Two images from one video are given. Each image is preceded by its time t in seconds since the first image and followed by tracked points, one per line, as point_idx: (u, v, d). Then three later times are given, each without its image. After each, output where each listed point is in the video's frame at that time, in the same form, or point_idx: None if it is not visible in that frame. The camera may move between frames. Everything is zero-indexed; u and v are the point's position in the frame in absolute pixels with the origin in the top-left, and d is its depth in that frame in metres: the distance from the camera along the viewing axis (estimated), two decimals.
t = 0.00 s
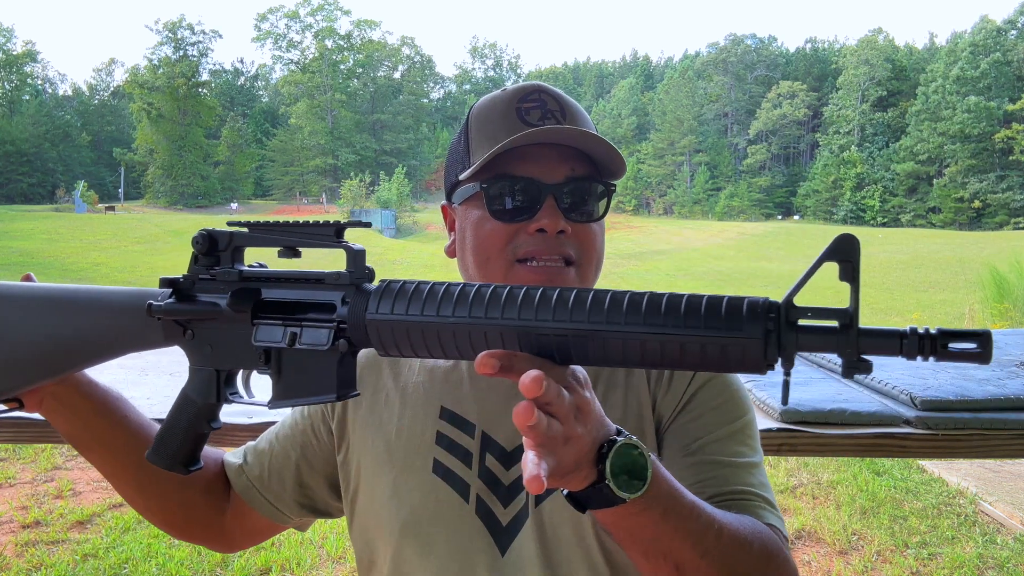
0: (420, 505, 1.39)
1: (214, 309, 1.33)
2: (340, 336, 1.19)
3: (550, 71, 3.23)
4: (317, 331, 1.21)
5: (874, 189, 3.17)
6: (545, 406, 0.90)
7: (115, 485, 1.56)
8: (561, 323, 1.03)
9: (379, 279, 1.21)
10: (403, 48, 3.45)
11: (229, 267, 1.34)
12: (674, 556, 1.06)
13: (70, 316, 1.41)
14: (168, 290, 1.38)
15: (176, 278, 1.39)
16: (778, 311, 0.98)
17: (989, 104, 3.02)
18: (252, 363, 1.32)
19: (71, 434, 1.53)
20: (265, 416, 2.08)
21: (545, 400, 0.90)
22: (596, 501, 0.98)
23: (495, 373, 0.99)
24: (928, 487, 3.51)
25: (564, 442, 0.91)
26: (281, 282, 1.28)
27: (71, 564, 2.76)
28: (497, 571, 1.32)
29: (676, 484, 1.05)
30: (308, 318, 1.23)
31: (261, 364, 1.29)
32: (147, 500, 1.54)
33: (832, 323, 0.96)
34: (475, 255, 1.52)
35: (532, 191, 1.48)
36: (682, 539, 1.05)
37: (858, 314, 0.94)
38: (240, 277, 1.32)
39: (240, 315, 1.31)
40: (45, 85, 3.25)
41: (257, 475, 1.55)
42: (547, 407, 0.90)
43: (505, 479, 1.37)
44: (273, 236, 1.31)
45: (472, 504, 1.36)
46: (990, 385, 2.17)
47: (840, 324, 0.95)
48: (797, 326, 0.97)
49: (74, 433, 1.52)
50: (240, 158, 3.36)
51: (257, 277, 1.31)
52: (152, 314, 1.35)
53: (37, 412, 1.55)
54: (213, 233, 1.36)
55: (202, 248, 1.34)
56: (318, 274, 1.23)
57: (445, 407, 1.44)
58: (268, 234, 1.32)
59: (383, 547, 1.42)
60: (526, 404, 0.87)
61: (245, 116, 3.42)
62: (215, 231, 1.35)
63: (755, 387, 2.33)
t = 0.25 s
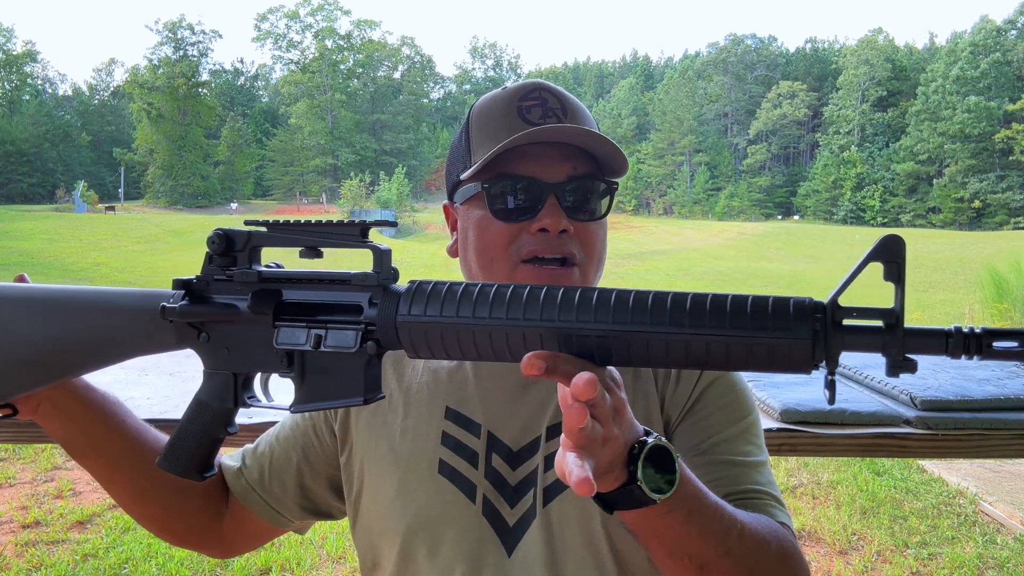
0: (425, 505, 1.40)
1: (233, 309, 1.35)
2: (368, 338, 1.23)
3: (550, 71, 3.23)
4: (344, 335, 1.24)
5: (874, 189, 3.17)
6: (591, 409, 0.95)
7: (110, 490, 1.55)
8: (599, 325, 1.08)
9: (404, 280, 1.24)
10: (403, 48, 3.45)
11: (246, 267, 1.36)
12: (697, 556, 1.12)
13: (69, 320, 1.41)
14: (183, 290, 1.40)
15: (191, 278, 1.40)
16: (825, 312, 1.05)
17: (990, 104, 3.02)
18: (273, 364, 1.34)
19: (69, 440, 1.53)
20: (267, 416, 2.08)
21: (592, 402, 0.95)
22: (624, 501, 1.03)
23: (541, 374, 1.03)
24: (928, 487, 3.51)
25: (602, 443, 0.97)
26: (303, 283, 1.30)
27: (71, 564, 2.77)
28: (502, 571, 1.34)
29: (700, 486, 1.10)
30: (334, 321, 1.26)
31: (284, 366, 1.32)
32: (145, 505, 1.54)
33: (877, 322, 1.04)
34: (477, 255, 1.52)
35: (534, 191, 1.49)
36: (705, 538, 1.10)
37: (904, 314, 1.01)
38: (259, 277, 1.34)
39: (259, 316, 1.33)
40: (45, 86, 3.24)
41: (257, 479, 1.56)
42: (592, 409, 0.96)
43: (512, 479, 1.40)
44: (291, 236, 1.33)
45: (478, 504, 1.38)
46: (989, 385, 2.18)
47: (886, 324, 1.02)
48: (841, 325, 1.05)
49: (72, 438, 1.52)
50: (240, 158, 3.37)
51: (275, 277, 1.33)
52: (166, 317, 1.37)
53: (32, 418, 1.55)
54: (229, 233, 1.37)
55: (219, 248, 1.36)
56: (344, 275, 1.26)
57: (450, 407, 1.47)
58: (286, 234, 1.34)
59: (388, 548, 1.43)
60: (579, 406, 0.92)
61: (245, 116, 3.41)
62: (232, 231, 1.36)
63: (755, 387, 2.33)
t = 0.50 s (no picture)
0: (433, 506, 1.44)
1: (254, 309, 1.34)
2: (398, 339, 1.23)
3: (550, 71, 3.23)
4: (374, 336, 1.25)
5: (874, 189, 3.17)
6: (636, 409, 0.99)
7: (108, 496, 1.55)
8: (641, 325, 1.09)
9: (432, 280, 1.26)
10: (404, 48, 3.45)
11: (267, 267, 1.35)
12: (719, 555, 1.18)
13: (69, 325, 1.39)
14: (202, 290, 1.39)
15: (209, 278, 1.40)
16: (866, 310, 1.08)
17: (990, 104, 3.03)
18: (296, 365, 1.33)
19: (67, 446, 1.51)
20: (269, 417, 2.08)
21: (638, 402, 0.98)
22: (649, 501, 1.08)
23: (584, 372, 1.03)
24: (928, 487, 3.51)
25: (638, 442, 1.02)
26: (328, 284, 1.31)
27: (71, 564, 2.77)
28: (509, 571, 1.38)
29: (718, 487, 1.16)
30: (362, 322, 1.27)
31: (307, 368, 1.31)
32: (145, 511, 1.53)
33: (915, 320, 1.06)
34: (480, 256, 1.52)
35: (536, 190, 1.49)
36: (726, 538, 1.17)
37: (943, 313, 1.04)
38: (281, 277, 1.34)
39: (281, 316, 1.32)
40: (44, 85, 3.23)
41: (259, 484, 1.58)
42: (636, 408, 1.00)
43: (518, 479, 1.45)
44: (313, 235, 1.32)
45: (487, 505, 1.42)
46: (989, 385, 2.18)
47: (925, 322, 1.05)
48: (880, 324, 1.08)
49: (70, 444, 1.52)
50: (239, 158, 3.36)
51: (298, 278, 1.33)
52: (185, 318, 1.36)
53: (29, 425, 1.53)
54: (249, 232, 1.36)
55: (239, 248, 1.35)
56: (372, 275, 1.27)
57: (455, 408, 1.52)
58: (308, 234, 1.33)
59: (396, 549, 1.47)
60: (627, 404, 0.96)
61: (245, 116, 3.40)
62: (252, 230, 1.35)
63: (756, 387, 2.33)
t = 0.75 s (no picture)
0: (438, 507, 1.46)
1: (279, 308, 1.33)
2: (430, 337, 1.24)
3: (550, 71, 3.23)
4: (405, 335, 1.25)
5: (874, 189, 3.17)
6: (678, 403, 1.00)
7: (110, 502, 1.55)
8: (679, 321, 1.11)
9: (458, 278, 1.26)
10: (403, 48, 3.45)
11: (291, 266, 1.34)
12: (739, 553, 1.21)
13: (69, 328, 1.39)
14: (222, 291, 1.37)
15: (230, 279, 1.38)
16: (900, 304, 1.11)
17: (990, 104, 3.03)
18: (322, 367, 1.32)
19: (70, 451, 1.51)
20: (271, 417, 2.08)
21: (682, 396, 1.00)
22: (672, 497, 1.11)
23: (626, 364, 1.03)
24: (928, 487, 3.51)
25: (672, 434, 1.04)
26: (356, 283, 1.30)
27: (71, 564, 2.77)
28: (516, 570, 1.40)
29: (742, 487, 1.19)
30: (392, 321, 1.26)
31: (334, 369, 1.30)
32: (147, 517, 1.54)
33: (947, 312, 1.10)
34: (484, 256, 1.52)
35: (539, 190, 1.49)
36: (746, 535, 1.20)
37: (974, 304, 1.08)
38: (306, 276, 1.32)
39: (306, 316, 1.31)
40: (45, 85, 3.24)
41: (262, 486, 1.59)
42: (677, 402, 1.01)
43: (524, 479, 1.47)
44: (340, 234, 1.31)
45: (493, 505, 1.44)
46: (989, 385, 2.18)
47: (957, 315, 1.09)
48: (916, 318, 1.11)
49: (73, 449, 1.51)
50: (240, 158, 3.36)
51: (324, 277, 1.32)
52: (207, 318, 1.35)
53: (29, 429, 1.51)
54: (273, 230, 1.35)
55: (262, 246, 1.34)
56: (402, 273, 1.26)
57: (461, 408, 1.54)
58: (334, 232, 1.31)
59: (401, 549, 1.49)
60: (674, 396, 0.97)
61: (245, 116, 3.40)
62: (276, 229, 1.33)
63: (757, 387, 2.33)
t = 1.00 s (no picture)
0: (441, 508, 1.46)
1: (304, 308, 1.31)
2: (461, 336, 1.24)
3: (550, 71, 3.22)
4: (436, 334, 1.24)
5: (874, 189, 3.17)
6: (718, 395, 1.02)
7: (110, 506, 1.54)
8: (714, 317, 1.11)
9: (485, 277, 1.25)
10: (403, 48, 3.45)
11: (316, 265, 1.32)
12: (754, 549, 1.22)
13: (71, 326, 1.35)
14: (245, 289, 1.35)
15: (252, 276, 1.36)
16: (929, 298, 1.12)
17: (990, 104, 3.03)
18: (350, 365, 1.31)
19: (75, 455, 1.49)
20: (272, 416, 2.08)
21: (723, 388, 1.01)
22: (697, 493, 1.11)
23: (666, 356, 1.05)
24: (928, 487, 3.51)
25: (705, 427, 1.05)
26: (383, 281, 1.29)
27: (71, 564, 2.78)
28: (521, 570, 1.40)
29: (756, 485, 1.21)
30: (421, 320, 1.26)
31: (361, 367, 1.30)
32: (152, 522, 1.54)
33: (973, 305, 1.12)
34: (486, 256, 1.53)
35: (539, 190, 1.49)
36: (761, 532, 1.21)
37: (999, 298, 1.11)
38: (332, 275, 1.31)
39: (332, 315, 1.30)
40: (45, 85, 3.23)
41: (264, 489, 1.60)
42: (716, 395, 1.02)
43: (530, 479, 1.48)
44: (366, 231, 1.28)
45: (499, 505, 1.45)
46: (990, 385, 2.18)
47: (982, 308, 1.12)
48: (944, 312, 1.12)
49: (78, 453, 1.49)
50: (240, 158, 3.36)
51: (351, 275, 1.31)
52: (231, 318, 1.33)
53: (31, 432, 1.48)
54: (297, 228, 1.32)
55: (286, 243, 1.31)
56: (431, 271, 1.25)
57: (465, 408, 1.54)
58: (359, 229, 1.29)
59: (406, 550, 1.49)
60: (720, 386, 0.98)
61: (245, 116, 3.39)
62: (300, 226, 1.31)
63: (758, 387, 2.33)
